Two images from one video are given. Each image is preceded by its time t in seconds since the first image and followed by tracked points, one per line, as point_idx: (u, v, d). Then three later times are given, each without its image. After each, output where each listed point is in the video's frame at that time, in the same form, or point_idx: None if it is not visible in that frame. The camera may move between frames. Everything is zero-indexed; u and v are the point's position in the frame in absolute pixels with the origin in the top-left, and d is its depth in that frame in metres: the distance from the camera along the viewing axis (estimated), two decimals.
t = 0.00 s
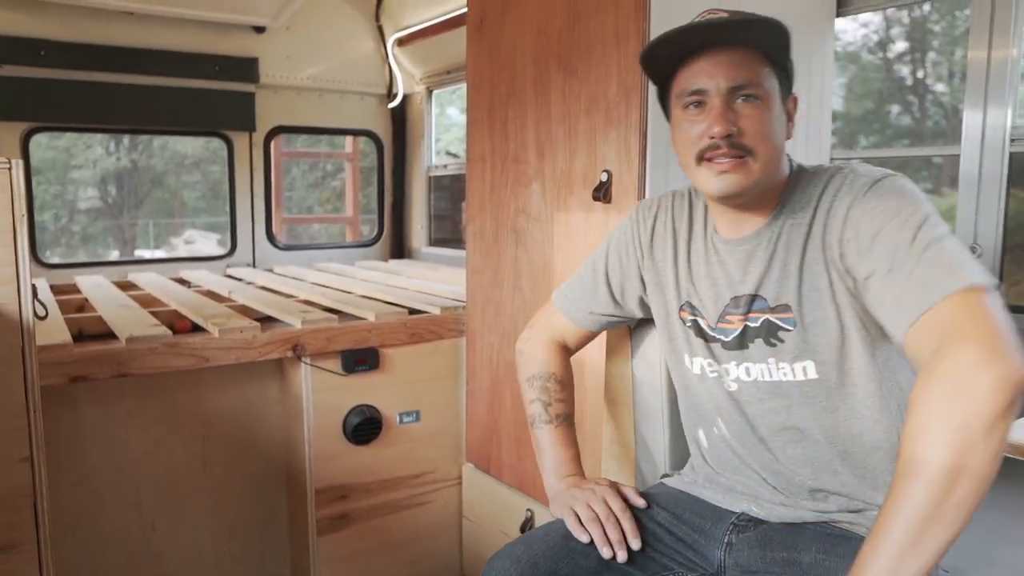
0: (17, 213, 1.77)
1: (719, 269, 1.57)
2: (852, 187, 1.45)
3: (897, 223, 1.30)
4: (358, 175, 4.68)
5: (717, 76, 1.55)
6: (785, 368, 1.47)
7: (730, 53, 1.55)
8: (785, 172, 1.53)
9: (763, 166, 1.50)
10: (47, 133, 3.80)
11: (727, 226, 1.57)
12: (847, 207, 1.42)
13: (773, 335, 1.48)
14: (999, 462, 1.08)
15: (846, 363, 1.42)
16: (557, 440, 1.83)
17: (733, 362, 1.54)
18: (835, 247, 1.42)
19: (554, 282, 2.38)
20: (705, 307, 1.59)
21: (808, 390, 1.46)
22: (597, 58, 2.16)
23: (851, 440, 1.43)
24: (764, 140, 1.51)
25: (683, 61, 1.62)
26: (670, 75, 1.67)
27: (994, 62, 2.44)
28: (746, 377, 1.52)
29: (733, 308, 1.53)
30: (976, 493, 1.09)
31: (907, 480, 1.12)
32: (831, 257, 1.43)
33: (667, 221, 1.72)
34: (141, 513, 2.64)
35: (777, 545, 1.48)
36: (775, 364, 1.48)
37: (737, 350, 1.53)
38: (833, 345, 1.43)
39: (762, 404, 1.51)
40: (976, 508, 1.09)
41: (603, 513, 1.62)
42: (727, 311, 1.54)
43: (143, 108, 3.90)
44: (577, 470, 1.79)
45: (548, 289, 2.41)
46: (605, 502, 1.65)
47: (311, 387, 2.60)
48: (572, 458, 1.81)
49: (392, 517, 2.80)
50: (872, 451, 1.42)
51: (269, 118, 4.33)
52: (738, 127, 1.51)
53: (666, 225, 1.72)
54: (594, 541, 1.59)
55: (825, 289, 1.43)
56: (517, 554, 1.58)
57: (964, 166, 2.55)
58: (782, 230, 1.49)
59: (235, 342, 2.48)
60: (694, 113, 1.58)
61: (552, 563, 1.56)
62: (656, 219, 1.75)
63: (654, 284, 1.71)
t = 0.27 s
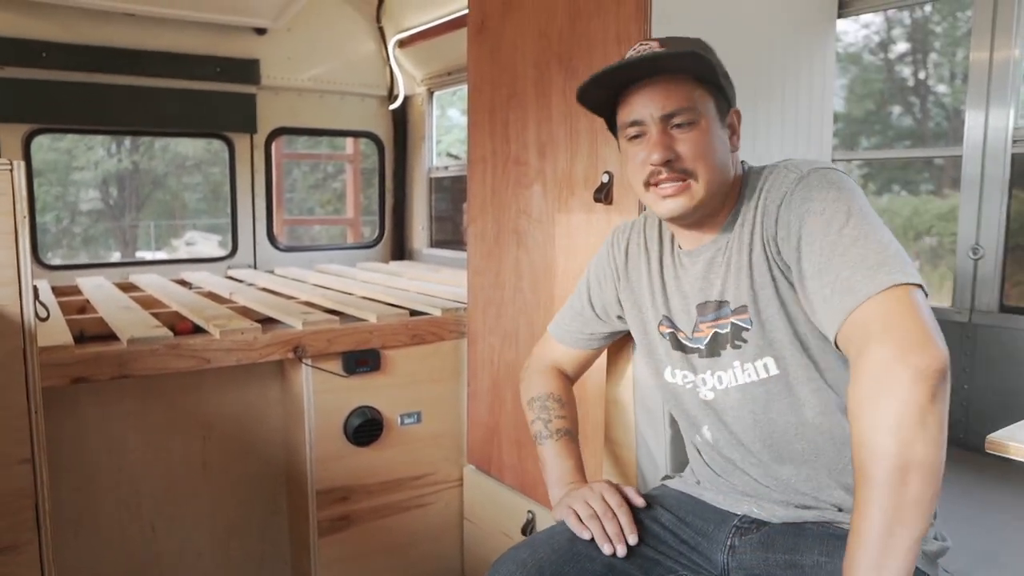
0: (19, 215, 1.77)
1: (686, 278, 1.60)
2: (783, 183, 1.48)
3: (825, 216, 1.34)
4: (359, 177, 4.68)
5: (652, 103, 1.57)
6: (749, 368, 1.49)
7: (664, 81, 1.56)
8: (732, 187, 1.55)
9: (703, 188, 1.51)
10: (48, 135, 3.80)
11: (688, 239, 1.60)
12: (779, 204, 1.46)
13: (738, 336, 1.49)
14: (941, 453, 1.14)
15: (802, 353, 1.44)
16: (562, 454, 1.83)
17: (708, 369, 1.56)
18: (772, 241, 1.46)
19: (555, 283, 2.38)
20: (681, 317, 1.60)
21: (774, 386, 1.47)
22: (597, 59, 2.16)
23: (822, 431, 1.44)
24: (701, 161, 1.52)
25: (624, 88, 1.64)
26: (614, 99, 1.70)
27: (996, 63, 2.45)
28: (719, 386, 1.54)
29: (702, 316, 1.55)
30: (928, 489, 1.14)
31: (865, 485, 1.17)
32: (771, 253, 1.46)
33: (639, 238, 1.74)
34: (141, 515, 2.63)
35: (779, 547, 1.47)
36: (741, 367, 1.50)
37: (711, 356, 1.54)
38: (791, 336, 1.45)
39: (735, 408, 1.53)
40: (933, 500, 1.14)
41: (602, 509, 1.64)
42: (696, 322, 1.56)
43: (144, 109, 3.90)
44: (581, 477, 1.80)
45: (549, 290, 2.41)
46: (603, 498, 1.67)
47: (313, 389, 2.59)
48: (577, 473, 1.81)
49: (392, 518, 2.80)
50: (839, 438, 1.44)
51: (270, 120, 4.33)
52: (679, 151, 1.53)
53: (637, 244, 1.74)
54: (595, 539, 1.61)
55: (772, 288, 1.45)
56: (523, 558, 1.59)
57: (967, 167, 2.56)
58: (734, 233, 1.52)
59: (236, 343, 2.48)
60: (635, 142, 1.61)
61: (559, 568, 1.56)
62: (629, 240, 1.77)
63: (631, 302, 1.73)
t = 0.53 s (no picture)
0: (19, 214, 1.77)
1: (682, 281, 1.59)
2: (776, 179, 1.46)
3: (820, 213, 1.33)
4: (360, 177, 4.68)
5: (631, 111, 1.57)
6: (749, 366, 1.48)
7: (641, 87, 1.57)
8: (720, 186, 1.54)
9: (691, 188, 1.50)
10: (49, 134, 3.80)
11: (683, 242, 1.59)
12: (772, 201, 1.44)
13: (736, 336, 1.48)
14: (938, 453, 1.14)
15: (796, 351, 1.44)
16: (559, 452, 1.86)
17: (706, 373, 1.55)
18: (766, 240, 1.45)
19: (556, 283, 2.37)
20: (676, 323, 1.60)
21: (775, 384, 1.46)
22: (599, 59, 2.15)
23: (815, 429, 1.44)
24: (687, 161, 1.51)
25: (602, 100, 1.64)
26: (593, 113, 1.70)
27: (997, 64, 2.45)
28: (719, 388, 1.53)
29: (700, 318, 1.54)
30: (927, 493, 1.14)
31: (865, 492, 1.17)
32: (764, 253, 1.45)
33: (630, 244, 1.74)
34: (141, 514, 2.63)
35: (779, 551, 1.46)
36: (741, 365, 1.49)
37: (709, 359, 1.54)
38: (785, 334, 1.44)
39: (734, 409, 1.52)
40: (934, 502, 1.14)
41: (596, 498, 1.71)
42: (695, 325, 1.55)
43: (145, 109, 3.90)
44: (580, 474, 1.83)
45: (550, 290, 2.41)
46: (600, 493, 1.73)
47: (314, 389, 2.59)
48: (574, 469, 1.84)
49: (393, 518, 2.79)
50: (829, 434, 1.44)
51: (271, 119, 4.33)
52: (663, 154, 1.52)
53: (629, 248, 1.74)
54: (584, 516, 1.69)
55: (766, 284, 1.45)
56: (513, 554, 1.61)
57: (969, 167, 2.55)
58: (729, 231, 1.52)
59: (238, 343, 2.48)
60: (618, 152, 1.60)
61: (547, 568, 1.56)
62: (620, 246, 1.77)
63: (626, 307, 1.73)
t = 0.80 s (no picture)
0: (18, 212, 1.76)
1: (677, 285, 1.60)
2: (769, 184, 1.46)
3: (811, 221, 1.32)
4: (359, 176, 4.68)
5: (626, 128, 1.55)
6: (739, 370, 1.48)
7: (635, 106, 1.54)
8: (719, 197, 1.54)
9: (692, 205, 1.50)
10: (48, 132, 3.79)
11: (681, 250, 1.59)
12: (766, 207, 1.44)
13: (728, 339, 1.48)
14: (943, 460, 1.15)
15: (787, 354, 1.44)
16: (572, 462, 1.85)
17: (700, 376, 1.56)
18: (759, 245, 1.45)
19: (555, 282, 2.37)
20: (672, 325, 1.61)
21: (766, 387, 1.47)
22: (599, 57, 2.15)
23: (807, 431, 1.44)
24: (686, 178, 1.50)
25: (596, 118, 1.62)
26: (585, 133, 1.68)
27: (998, 64, 2.45)
28: (712, 391, 1.54)
29: (695, 321, 1.55)
30: (937, 498, 1.14)
31: (877, 502, 1.16)
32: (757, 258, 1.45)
33: (633, 251, 1.74)
34: (140, 513, 2.63)
35: (789, 555, 1.45)
36: (733, 369, 1.49)
37: (702, 362, 1.55)
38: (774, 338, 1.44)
39: (727, 412, 1.52)
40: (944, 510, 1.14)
41: (602, 497, 1.71)
42: (689, 327, 1.56)
43: (143, 107, 3.89)
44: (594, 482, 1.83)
45: (550, 288, 2.40)
46: (606, 493, 1.73)
47: (313, 387, 2.59)
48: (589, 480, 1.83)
49: (392, 517, 2.79)
50: (823, 436, 1.43)
51: (270, 118, 4.33)
52: (663, 172, 1.51)
53: (631, 253, 1.74)
54: (594, 519, 1.68)
55: (757, 289, 1.45)
56: (527, 559, 1.59)
57: (969, 167, 2.55)
58: (723, 235, 1.52)
59: (236, 341, 2.47)
60: (616, 170, 1.59)
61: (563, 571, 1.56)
62: (624, 253, 1.76)
63: (628, 312, 1.73)
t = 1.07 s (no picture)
0: (16, 210, 1.76)
1: (684, 284, 1.58)
2: (780, 182, 1.45)
3: (824, 217, 1.32)
4: (359, 174, 4.67)
5: (622, 127, 1.55)
6: (746, 369, 1.47)
7: (626, 105, 1.54)
8: (717, 193, 1.53)
9: (689, 201, 1.49)
10: (47, 130, 3.79)
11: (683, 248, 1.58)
12: (776, 204, 1.44)
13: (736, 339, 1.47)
14: (946, 457, 1.14)
15: (793, 353, 1.44)
16: (570, 461, 1.85)
17: (707, 375, 1.54)
18: (770, 243, 1.44)
19: (555, 281, 2.36)
20: (677, 325, 1.60)
21: (772, 386, 1.46)
22: (599, 56, 2.14)
23: (813, 430, 1.44)
24: (682, 174, 1.49)
25: (592, 118, 1.62)
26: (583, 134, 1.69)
27: (998, 63, 2.45)
28: (717, 390, 1.53)
29: (700, 322, 1.54)
30: (936, 494, 1.14)
31: (874, 495, 1.16)
32: (767, 256, 1.45)
33: (635, 250, 1.73)
34: (139, 512, 2.62)
35: (786, 550, 1.45)
36: (739, 368, 1.48)
37: (709, 362, 1.53)
38: (782, 338, 1.44)
39: (734, 412, 1.51)
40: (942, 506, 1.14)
41: (601, 497, 1.70)
42: (696, 327, 1.55)
43: (143, 105, 3.88)
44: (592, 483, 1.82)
45: (549, 287, 2.40)
46: (605, 492, 1.73)
47: (312, 386, 2.58)
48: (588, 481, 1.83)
49: (391, 515, 2.79)
50: (825, 433, 1.43)
51: (270, 116, 4.32)
52: (655, 169, 1.50)
53: (633, 253, 1.73)
54: (593, 519, 1.67)
55: (766, 287, 1.44)
56: (527, 559, 1.59)
57: (969, 166, 2.55)
58: (731, 233, 1.51)
59: (235, 340, 2.47)
60: (613, 169, 1.59)
61: (563, 571, 1.55)
62: (625, 250, 1.76)
63: (630, 311, 1.72)
